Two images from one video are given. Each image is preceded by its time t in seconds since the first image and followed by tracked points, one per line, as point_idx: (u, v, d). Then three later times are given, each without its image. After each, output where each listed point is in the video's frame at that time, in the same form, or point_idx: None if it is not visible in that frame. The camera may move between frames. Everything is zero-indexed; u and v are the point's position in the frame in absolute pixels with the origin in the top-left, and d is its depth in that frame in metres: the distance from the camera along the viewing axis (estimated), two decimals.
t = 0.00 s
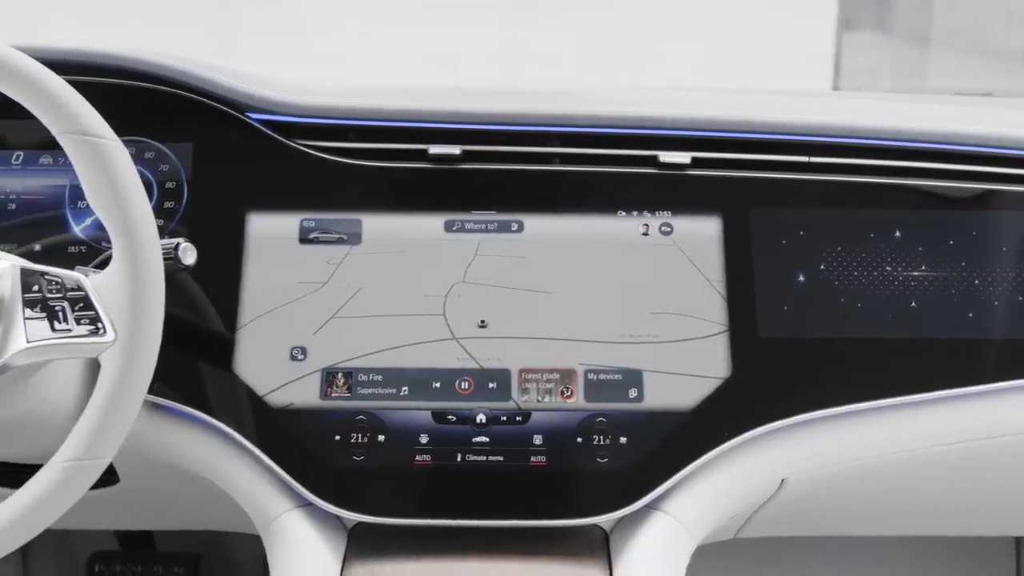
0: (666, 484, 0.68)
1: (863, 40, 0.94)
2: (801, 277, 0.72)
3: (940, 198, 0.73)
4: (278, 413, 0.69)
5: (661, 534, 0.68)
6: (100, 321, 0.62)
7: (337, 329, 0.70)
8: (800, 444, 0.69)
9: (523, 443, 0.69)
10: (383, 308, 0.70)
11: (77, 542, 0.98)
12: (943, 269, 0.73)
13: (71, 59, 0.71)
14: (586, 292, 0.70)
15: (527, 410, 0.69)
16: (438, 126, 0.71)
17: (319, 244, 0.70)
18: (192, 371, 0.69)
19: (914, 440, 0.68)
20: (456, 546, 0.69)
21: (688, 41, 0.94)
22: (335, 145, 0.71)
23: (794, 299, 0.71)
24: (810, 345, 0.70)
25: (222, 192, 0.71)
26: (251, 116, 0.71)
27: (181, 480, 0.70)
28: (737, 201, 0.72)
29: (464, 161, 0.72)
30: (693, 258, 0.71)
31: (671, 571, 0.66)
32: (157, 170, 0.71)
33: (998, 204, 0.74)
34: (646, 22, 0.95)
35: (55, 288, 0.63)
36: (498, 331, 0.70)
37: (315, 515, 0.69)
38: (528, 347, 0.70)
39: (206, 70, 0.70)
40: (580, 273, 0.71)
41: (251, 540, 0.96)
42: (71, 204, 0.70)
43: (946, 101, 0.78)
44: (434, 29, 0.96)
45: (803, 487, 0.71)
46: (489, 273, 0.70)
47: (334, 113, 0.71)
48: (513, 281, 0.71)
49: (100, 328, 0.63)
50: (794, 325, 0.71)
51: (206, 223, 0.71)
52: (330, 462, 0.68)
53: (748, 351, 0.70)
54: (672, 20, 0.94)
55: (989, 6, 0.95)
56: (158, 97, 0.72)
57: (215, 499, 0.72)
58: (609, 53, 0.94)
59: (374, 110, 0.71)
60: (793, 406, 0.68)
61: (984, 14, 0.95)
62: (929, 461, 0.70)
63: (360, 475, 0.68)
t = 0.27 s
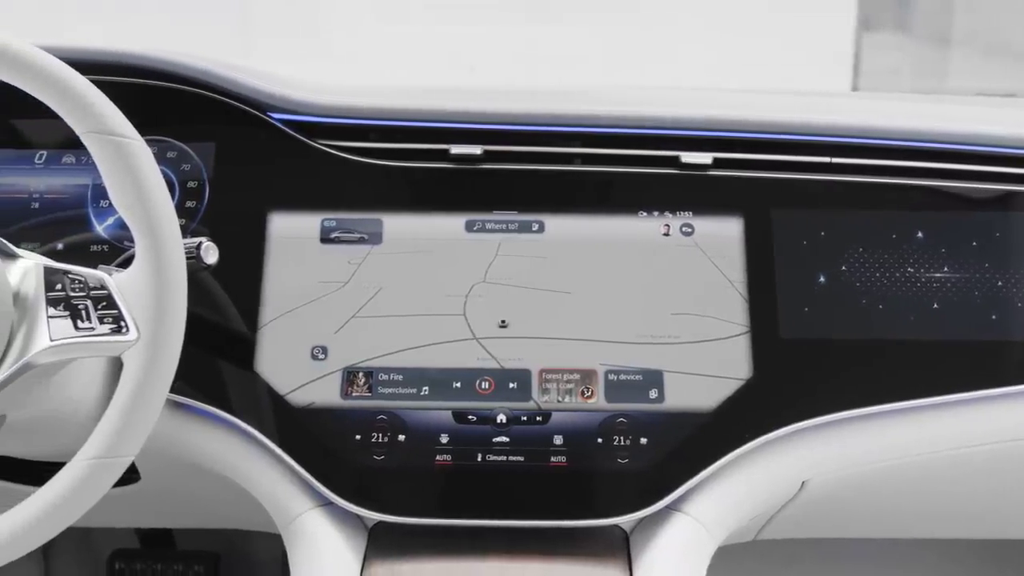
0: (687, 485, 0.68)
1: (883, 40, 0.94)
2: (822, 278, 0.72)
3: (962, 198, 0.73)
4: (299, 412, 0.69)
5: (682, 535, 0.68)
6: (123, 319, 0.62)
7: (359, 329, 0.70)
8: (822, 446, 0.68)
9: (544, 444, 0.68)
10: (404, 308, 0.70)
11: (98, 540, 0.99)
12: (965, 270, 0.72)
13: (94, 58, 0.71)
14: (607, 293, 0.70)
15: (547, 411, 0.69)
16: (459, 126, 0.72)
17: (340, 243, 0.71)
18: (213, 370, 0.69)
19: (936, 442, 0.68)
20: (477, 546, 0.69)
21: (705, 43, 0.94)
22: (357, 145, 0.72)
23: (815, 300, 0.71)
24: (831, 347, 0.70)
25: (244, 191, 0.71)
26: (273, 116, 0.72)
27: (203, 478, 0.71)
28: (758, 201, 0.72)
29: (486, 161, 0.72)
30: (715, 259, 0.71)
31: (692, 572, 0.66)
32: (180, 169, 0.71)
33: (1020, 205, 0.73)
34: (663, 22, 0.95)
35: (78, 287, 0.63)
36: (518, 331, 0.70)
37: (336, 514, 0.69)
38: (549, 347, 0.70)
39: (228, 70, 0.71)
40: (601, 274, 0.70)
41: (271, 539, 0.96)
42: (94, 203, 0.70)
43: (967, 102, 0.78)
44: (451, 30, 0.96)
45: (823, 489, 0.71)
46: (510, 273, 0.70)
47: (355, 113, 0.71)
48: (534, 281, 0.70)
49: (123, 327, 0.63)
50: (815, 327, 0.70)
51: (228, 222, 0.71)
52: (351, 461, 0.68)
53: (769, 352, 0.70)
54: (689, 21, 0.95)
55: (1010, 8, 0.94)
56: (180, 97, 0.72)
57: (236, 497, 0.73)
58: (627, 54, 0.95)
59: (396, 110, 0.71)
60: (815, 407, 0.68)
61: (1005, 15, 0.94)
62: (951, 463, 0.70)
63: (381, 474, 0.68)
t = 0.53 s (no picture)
0: (707, 486, 0.67)
1: (901, 41, 0.94)
2: (843, 279, 0.72)
3: (981, 199, 0.73)
4: (320, 412, 0.69)
5: (702, 536, 0.68)
6: (146, 319, 0.62)
7: (379, 328, 0.70)
8: (843, 447, 0.68)
9: (564, 444, 0.68)
10: (424, 308, 0.70)
11: (117, 538, 0.99)
12: (987, 271, 0.72)
13: (116, 58, 0.72)
14: (628, 293, 0.70)
15: (567, 411, 0.69)
16: (480, 126, 0.72)
17: (361, 243, 0.71)
18: (233, 369, 0.69)
19: (958, 445, 0.68)
20: (497, 545, 0.69)
21: (725, 42, 0.93)
22: (378, 145, 0.72)
23: (835, 301, 0.71)
24: (853, 348, 0.70)
25: (264, 191, 0.71)
26: (295, 115, 0.72)
27: (223, 477, 0.71)
28: (779, 202, 0.72)
29: (507, 161, 0.72)
30: (736, 260, 0.71)
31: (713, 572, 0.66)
32: (201, 169, 0.72)
33: None
34: (683, 21, 0.94)
35: (100, 286, 0.63)
36: (539, 331, 0.70)
37: (356, 513, 0.69)
38: (569, 347, 0.70)
39: (252, 70, 0.71)
40: (621, 274, 0.70)
41: (290, 539, 0.96)
42: (116, 203, 0.71)
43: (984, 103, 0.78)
44: (470, 30, 0.96)
45: (844, 490, 0.71)
46: (530, 273, 0.70)
47: (377, 113, 0.71)
48: (554, 282, 0.70)
49: (146, 326, 0.63)
50: (836, 328, 0.70)
51: (249, 221, 0.71)
52: (371, 461, 0.68)
53: (790, 353, 0.70)
54: (709, 22, 0.94)
55: None
56: (201, 97, 0.72)
57: (256, 496, 0.73)
58: (645, 55, 0.94)
59: (417, 109, 0.72)
60: (837, 409, 0.68)
61: None
62: (972, 465, 0.69)
63: (401, 474, 0.68)
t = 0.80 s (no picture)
0: (728, 487, 0.67)
1: (920, 41, 0.94)
2: (864, 280, 0.72)
3: (1003, 200, 0.73)
4: (341, 411, 0.69)
5: (723, 537, 0.67)
6: (168, 318, 0.62)
7: (400, 328, 0.70)
8: (864, 449, 0.68)
9: (584, 444, 0.68)
10: (444, 308, 0.70)
11: (136, 537, 1.00)
12: (1009, 273, 0.72)
13: (139, 57, 0.72)
14: (649, 294, 0.70)
15: (588, 411, 0.69)
16: (501, 125, 0.72)
17: (381, 242, 0.71)
18: (254, 368, 0.69)
19: (981, 447, 0.68)
20: (517, 545, 0.70)
21: (742, 42, 0.94)
22: (399, 145, 0.72)
23: (856, 302, 0.71)
24: (874, 349, 0.69)
25: (285, 190, 0.71)
26: (316, 115, 0.72)
27: (243, 475, 0.71)
28: (800, 203, 0.72)
29: (528, 161, 0.72)
30: (757, 261, 0.71)
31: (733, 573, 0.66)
32: (221, 168, 0.72)
33: None
34: (701, 21, 0.94)
35: (123, 285, 0.63)
36: (559, 331, 0.70)
37: (376, 513, 0.69)
38: (589, 348, 0.70)
39: (274, 70, 0.71)
40: (642, 275, 0.70)
41: (308, 537, 0.97)
42: (138, 202, 0.71)
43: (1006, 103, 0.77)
44: (487, 30, 0.96)
45: (865, 492, 0.71)
46: (551, 273, 0.70)
47: (398, 113, 0.71)
48: (575, 282, 0.70)
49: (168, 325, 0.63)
50: (857, 329, 0.70)
51: (270, 220, 0.71)
52: (392, 460, 0.68)
53: (812, 354, 0.69)
54: (727, 22, 0.94)
55: None
56: (222, 96, 0.73)
57: (276, 494, 0.73)
58: (663, 55, 0.94)
59: (438, 109, 0.71)
60: (858, 410, 0.68)
61: None
62: (994, 467, 0.69)
63: (421, 473, 0.68)
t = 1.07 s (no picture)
0: (749, 489, 0.67)
1: (940, 41, 0.94)
2: (886, 282, 0.71)
3: None
4: (361, 410, 0.69)
5: (744, 538, 0.67)
6: (191, 317, 0.62)
7: (420, 328, 0.70)
8: (886, 450, 0.68)
9: (604, 445, 0.68)
10: (465, 308, 0.70)
11: (156, 534, 0.99)
12: None
13: (161, 57, 0.72)
14: (670, 294, 0.70)
15: (608, 412, 0.69)
16: (522, 126, 0.72)
17: (402, 242, 0.71)
18: (274, 367, 0.69)
19: (1003, 449, 0.67)
20: (537, 545, 0.70)
21: (759, 42, 0.94)
22: (420, 145, 0.72)
23: (877, 304, 0.70)
24: (895, 351, 0.69)
25: (306, 190, 0.72)
26: (337, 115, 0.72)
27: (264, 474, 0.71)
28: (821, 204, 0.72)
29: (549, 162, 0.72)
30: (778, 262, 0.71)
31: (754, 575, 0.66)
32: (243, 168, 0.72)
33: None
34: (719, 22, 0.94)
35: (146, 284, 0.63)
36: (580, 332, 0.70)
37: (397, 512, 0.69)
38: (610, 348, 0.70)
39: (296, 70, 0.71)
40: (663, 275, 0.70)
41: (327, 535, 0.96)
42: (160, 202, 0.71)
43: None
44: (506, 30, 0.96)
45: (886, 493, 0.70)
46: (572, 273, 0.70)
47: (418, 113, 0.72)
48: (596, 282, 0.70)
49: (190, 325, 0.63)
50: (879, 331, 0.70)
51: (291, 219, 0.71)
52: (412, 459, 0.68)
53: (833, 356, 0.69)
54: (746, 22, 0.94)
55: None
56: (245, 96, 0.73)
57: (296, 493, 0.73)
58: (680, 55, 0.95)
59: (460, 110, 0.72)
60: (880, 412, 0.68)
61: None
62: (1016, 470, 0.69)
63: (442, 473, 0.68)
